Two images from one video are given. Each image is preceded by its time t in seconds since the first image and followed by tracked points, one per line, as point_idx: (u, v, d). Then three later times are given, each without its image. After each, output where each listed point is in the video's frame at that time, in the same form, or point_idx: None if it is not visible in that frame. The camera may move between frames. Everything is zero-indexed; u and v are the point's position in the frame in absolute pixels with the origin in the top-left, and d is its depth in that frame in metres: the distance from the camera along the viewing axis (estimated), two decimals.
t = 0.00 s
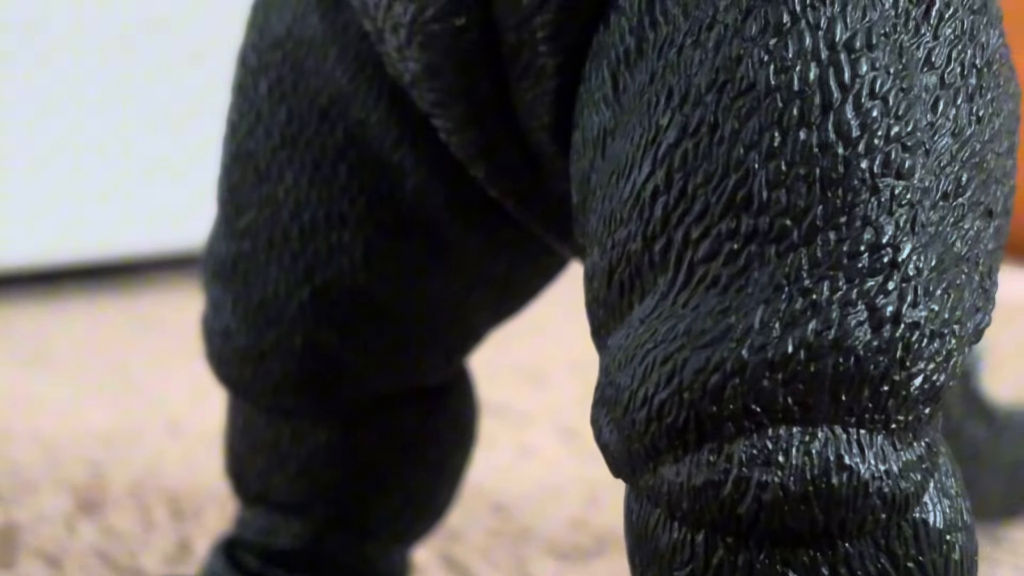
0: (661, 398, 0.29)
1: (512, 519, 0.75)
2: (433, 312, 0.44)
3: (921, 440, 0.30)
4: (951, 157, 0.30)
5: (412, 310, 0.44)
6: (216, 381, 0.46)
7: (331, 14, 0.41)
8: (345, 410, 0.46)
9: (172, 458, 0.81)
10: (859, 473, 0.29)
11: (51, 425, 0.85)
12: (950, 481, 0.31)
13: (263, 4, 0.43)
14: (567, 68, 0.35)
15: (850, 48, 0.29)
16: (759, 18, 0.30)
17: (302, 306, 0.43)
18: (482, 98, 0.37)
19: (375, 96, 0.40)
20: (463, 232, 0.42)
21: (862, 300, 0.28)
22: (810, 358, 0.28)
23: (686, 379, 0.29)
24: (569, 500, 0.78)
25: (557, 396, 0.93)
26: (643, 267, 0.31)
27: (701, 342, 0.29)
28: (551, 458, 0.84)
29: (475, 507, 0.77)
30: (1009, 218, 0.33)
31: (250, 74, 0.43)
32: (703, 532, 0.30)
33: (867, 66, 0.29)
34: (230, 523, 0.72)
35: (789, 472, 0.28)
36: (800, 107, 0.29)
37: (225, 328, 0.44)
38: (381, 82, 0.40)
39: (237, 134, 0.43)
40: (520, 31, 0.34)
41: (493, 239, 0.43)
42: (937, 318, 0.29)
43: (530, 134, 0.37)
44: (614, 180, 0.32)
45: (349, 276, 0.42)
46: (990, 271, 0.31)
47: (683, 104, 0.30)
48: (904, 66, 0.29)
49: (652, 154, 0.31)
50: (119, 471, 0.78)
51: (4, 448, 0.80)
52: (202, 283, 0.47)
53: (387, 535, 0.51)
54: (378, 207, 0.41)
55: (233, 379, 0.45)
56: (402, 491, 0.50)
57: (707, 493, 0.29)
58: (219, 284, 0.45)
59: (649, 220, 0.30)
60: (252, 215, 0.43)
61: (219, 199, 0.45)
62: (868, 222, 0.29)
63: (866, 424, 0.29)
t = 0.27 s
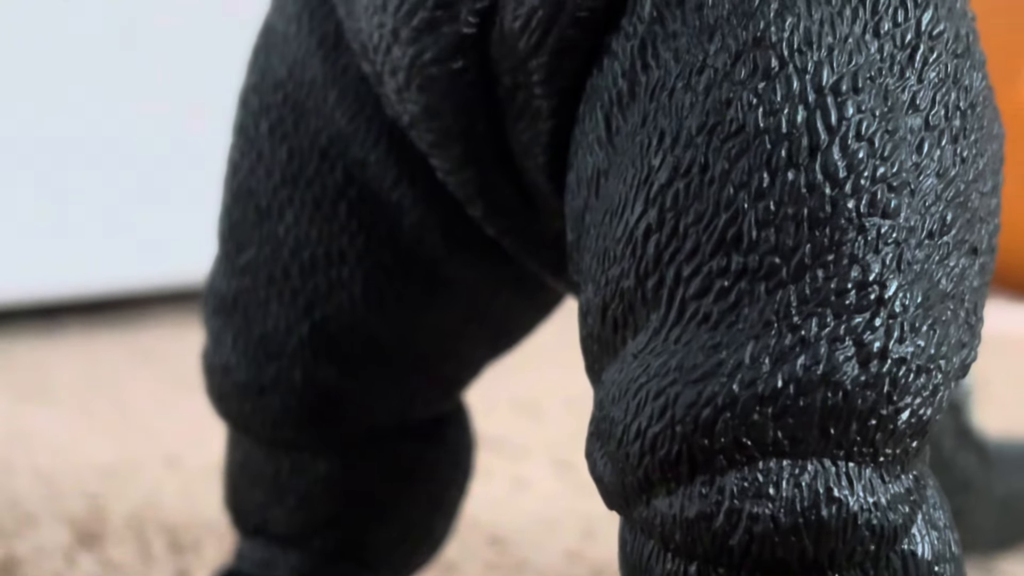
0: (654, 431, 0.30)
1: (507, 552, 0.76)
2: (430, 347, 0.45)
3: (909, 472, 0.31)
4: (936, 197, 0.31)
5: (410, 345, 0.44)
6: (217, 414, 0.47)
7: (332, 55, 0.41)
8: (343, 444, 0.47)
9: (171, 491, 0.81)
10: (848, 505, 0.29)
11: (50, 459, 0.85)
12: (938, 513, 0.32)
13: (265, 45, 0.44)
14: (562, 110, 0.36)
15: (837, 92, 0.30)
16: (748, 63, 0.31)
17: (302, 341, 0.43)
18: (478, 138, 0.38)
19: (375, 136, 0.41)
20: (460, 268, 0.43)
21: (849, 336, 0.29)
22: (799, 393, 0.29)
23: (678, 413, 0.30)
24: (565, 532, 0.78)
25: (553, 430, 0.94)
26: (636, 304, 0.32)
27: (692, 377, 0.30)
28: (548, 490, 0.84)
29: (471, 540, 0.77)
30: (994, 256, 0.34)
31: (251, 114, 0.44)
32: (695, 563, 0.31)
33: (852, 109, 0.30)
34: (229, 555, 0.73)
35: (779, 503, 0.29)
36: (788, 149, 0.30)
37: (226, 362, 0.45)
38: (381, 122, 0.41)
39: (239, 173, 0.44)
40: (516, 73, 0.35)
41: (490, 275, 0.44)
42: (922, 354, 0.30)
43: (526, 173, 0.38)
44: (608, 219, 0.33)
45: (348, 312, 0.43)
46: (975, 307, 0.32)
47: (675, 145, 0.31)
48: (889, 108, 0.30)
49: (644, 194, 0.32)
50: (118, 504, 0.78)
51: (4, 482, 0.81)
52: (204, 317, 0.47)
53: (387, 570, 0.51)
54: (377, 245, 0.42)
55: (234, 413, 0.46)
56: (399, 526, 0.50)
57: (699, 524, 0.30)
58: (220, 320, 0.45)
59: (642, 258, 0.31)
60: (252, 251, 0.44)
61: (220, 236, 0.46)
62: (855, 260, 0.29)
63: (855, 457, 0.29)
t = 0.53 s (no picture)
0: (651, 455, 0.31)
1: None
2: (429, 371, 0.45)
3: (904, 496, 0.31)
4: (929, 224, 0.31)
5: (409, 369, 0.45)
6: (216, 438, 0.47)
7: (332, 83, 0.42)
8: (342, 468, 0.47)
9: (170, 515, 0.81)
10: (843, 528, 0.29)
11: (51, 482, 0.85)
12: (933, 536, 0.32)
13: (266, 73, 0.45)
14: (559, 137, 0.36)
15: (831, 121, 0.30)
16: (742, 92, 0.31)
17: (302, 365, 0.44)
18: (477, 167, 0.38)
19: (374, 163, 0.41)
20: (458, 293, 0.43)
21: (843, 361, 0.29)
22: (794, 417, 0.29)
23: (675, 437, 0.30)
24: (562, 556, 0.78)
25: (550, 453, 0.94)
26: (633, 329, 0.32)
27: (688, 401, 0.30)
28: (545, 514, 0.84)
29: (469, 564, 0.77)
30: (987, 281, 0.34)
31: (252, 141, 0.44)
32: None
33: (846, 137, 0.30)
34: None
35: (775, 526, 0.29)
36: (783, 176, 0.30)
37: (226, 387, 0.45)
38: (380, 150, 0.41)
39: (239, 199, 0.45)
40: (514, 101, 0.36)
41: (488, 300, 0.44)
42: (916, 378, 0.30)
43: (524, 200, 0.39)
44: (605, 245, 0.33)
45: (348, 337, 0.43)
46: (968, 332, 0.33)
47: (671, 172, 0.32)
48: (882, 137, 0.31)
49: (641, 220, 0.32)
50: (118, 529, 0.78)
51: (4, 505, 0.81)
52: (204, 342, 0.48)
53: None
54: (377, 271, 0.42)
55: (233, 436, 0.46)
56: (396, 549, 0.50)
57: (696, 547, 0.30)
58: (221, 345, 0.46)
59: (638, 283, 0.32)
60: (253, 277, 0.44)
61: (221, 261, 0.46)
62: (849, 286, 0.30)
63: (850, 481, 0.30)
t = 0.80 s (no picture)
0: (645, 480, 0.31)
1: None
2: (428, 400, 0.46)
3: (892, 520, 0.32)
4: (915, 255, 0.32)
5: (408, 398, 0.46)
6: (218, 465, 0.48)
7: (332, 118, 0.43)
8: (342, 494, 0.48)
9: (171, 540, 0.82)
10: (832, 551, 0.31)
11: (53, 508, 0.86)
12: (922, 560, 0.33)
13: (268, 107, 0.46)
14: (555, 171, 0.37)
15: (819, 155, 0.31)
16: (733, 126, 0.32)
17: (303, 393, 0.45)
18: (475, 200, 0.39)
19: (374, 196, 0.42)
20: (456, 323, 0.44)
21: (831, 388, 0.30)
22: (784, 443, 0.30)
23: (667, 460, 0.31)
24: None
25: (547, 479, 0.94)
26: (627, 358, 0.33)
27: (682, 428, 0.31)
28: (542, 539, 0.85)
29: None
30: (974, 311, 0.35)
31: (255, 174, 0.45)
32: None
33: (834, 171, 0.31)
34: None
35: (766, 550, 0.30)
36: (772, 210, 0.31)
37: (228, 414, 0.46)
38: (380, 182, 0.42)
39: (242, 231, 0.46)
40: (511, 136, 0.37)
41: (485, 330, 0.45)
42: (903, 406, 0.31)
43: (520, 232, 0.40)
44: (599, 276, 0.34)
45: (348, 365, 0.44)
46: (954, 361, 0.34)
47: (664, 205, 0.33)
48: (869, 170, 0.32)
49: (634, 252, 0.33)
50: (119, 555, 0.79)
51: (7, 531, 0.82)
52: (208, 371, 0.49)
53: None
54: (377, 301, 0.43)
55: (235, 463, 0.47)
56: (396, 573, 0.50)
57: (689, 569, 0.31)
58: (224, 373, 0.47)
59: (632, 312, 0.33)
60: (255, 307, 0.45)
61: (223, 291, 0.47)
62: (837, 315, 0.31)
63: (839, 504, 0.31)
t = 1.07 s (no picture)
0: (636, 512, 0.32)
1: None
2: (424, 433, 0.47)
3: (877, 552, 0.33)
4: (898, 293, 0.33)
5: (405, 430, 0.46)
6: (218, 496, 0.49)
7: (333, 159, 0.44)
8: (340, 526, 0.49)
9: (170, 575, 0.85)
10: None
11: (56, 546, 0.89)
12: None
13: (270, 149, 0.47)
14: (548, 212, 0.38)
15: (803, 197, 0.33)
16: (720, 170, 0.33)
17: (302, 427, 0.46)
18: (470, 239, 0.40)
19: (372, 235, 0.43)
20: (453, 359, 0.45)
21: (817, 422, 0.31)
22: (771, 475, 0.31)
23: (658, 492, 0.32)
24: None
25: (542, 511, 0.95)
26: (618, 393, 0.34)
27: (672, 460, 0.32)
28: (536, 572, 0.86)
29: None
30: (956, 347, 0.36)
31: (256, 214, 0.47)
32: None
33: (818, 213, 0.33)
34: None
35: None
36: (759, 249, 0.32)
37: (230, 447, 0.48)
38: (378, 222, 0.43)
39: (243, 269, 0.47)
40: (505, 179, 0.38)
41: (481, 365, 0.46)
42: (886, 440, 0.32)
43: (515, 270, 0.41)
44: (591, 314, 0.35)
45: (346, 400, 0.45)
46: (937, 396, 0.35)
47: (653, 245, 0.34)
48: (852, 212, 0.33)
49: (625, 290, 0.34)
50: None
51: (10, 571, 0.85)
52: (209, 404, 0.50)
53: None
54: (375, 337, 0.44)
55: (236, 494, 0.48)
56: None
57: None
58: (225, 407, 0.48)
59: (623, 348, 0.34)
60: (256, 343, 0.46)
61: (224, 327, 0.48)
62: (822, 351, 0.32)
63: (825, 535, 0.32)
